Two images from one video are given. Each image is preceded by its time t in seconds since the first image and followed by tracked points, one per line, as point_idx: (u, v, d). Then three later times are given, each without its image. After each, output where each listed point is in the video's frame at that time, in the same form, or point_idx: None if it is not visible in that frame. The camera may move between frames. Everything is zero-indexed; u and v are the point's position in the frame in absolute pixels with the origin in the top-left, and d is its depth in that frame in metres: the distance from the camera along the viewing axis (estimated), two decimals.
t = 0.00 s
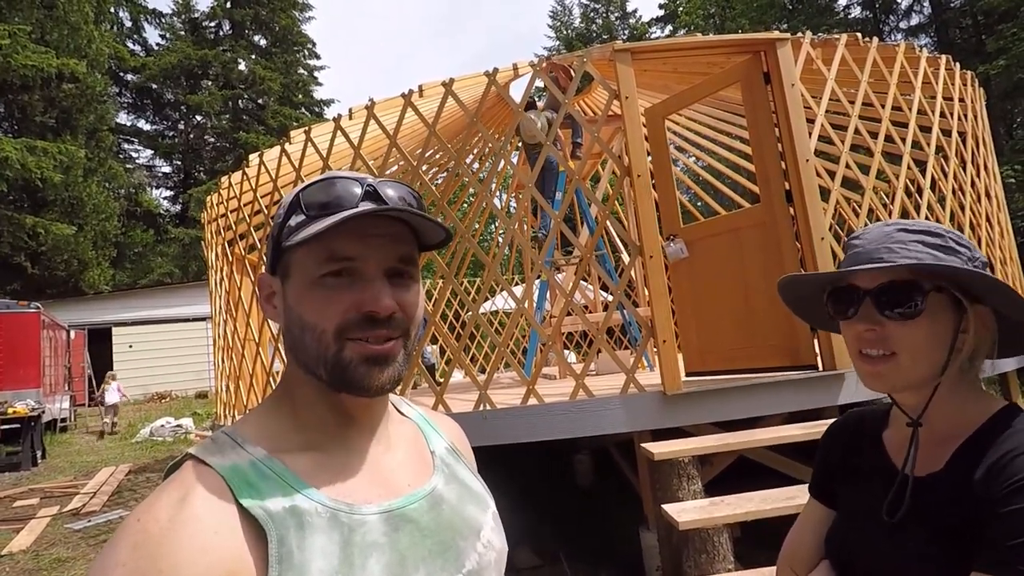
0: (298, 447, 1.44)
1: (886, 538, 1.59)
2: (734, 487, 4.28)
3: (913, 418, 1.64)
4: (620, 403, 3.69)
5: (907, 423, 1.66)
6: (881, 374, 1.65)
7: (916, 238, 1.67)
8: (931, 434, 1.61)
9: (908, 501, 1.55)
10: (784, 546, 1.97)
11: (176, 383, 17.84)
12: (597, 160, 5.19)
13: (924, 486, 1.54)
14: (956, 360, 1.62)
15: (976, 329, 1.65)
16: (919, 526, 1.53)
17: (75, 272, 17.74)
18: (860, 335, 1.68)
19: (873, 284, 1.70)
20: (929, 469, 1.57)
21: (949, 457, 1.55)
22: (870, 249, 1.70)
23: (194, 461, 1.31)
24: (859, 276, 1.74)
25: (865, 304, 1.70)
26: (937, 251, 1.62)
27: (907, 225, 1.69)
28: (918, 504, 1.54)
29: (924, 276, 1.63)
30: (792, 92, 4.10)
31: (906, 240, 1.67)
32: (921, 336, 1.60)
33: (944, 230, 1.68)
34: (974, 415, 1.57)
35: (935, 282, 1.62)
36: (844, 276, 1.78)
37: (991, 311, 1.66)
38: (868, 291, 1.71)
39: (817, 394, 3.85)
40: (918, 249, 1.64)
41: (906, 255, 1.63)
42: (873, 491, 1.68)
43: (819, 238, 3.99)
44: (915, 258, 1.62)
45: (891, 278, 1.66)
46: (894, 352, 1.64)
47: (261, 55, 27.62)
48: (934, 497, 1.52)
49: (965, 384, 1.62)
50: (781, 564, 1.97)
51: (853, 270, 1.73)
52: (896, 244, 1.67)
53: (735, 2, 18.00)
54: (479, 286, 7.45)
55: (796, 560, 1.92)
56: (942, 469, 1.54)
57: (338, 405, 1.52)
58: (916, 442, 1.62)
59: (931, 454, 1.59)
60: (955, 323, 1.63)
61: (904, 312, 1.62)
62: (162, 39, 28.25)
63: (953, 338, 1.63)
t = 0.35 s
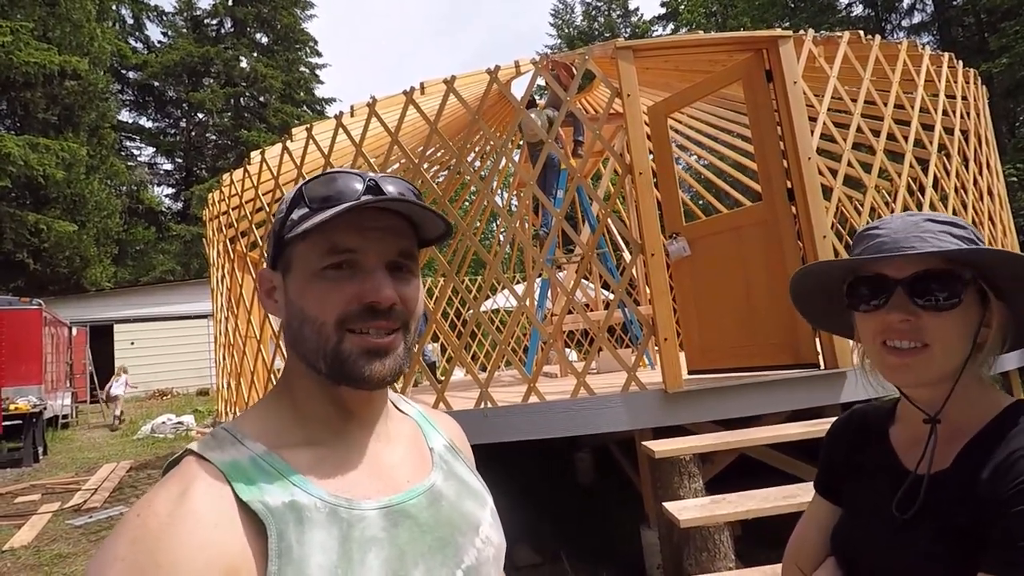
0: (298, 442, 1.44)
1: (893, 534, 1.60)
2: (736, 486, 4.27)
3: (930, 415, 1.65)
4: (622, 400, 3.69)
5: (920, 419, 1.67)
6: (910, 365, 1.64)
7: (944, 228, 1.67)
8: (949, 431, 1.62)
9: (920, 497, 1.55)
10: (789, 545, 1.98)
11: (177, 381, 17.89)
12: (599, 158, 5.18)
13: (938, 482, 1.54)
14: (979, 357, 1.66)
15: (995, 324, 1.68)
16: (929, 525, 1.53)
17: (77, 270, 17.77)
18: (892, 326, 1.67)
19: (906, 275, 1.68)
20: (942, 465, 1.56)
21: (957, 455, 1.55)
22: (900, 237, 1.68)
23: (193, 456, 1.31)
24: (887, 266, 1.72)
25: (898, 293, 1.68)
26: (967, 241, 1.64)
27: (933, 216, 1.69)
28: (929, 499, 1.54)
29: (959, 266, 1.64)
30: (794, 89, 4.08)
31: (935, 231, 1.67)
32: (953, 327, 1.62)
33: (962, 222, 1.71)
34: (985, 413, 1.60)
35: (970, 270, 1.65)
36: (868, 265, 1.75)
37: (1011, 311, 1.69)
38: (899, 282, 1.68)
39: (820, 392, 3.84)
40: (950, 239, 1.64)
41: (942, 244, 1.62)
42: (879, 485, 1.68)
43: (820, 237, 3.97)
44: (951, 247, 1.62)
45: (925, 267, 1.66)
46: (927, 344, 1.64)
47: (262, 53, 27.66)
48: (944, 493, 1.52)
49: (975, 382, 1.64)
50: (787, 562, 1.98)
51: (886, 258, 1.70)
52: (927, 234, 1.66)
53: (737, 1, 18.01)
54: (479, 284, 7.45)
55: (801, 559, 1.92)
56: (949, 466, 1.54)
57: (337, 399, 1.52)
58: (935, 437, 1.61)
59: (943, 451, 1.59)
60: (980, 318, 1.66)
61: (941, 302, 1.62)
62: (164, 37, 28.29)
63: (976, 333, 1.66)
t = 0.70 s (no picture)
0: (296, 438, 1.45)
1: (903, 533, 1.63)
2: (744, 487, 4.24)
3: (926, 411, 1.70)
4: (627, 400, 3.68)
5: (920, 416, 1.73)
6: (884, 358, 1.69)
7: (935, 224, 1.71)
8: (952, 431, 1.67)
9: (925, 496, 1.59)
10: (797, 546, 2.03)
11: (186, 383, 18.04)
12: (604, 159, 5.17)
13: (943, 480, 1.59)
14: (970, 353, 1.65)
15: (997, 322, 1.65)
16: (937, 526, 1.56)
17: (87, 274, 17.94)
18: (864, 320, 1.74)
19: (883, 269, 1.76)
20: (946, 467, 1.62)
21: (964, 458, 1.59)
22: (886, 233, 1.77)
23: (191, 451, 1.32)
24: (873, 260, 1.80)
25: (873, 288, 1.77)
26: (954, 239, 1.65)
27: (928, 211, 1.74)
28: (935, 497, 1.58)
29: (934, 263, 1.67)
30: (799, 87, 4.05)
31: (922, 226, 1.72)
32: (924, 325, 1.64)
33: (968, 219, 1.71)
34: (991, 417, 1.62)
35: (941, 269, 1.66)
36: (861, 259, 1.85)
37: (1017, 306, 1.65)
38: (877, 276, 1.77)
39: (831, 393, 3.82)
40: (932, 236, 1.68)
41: (920, 240, 1.67)
42: (892, 484, 1.72)
43: (826, 237, 3.94)
44: (928, 243, 1.66)
45: (901, 263, 1.73)
46: (898, 338, 1.68)
47: (267, 57, 27.86)
48: (954, 494, 1.55)
49: (983, 382, 1.66)
50: (796, 563, 2.01)
51: (870, 252, 1.80)
52: (913, 230, 1.72)
53: None
54: (485, 285, 7.46)
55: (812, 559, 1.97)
56: (959, 467, 1.58)
57: (335, 394, 1.53)
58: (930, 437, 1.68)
59: (947, 453, 1.64)
60: (968, 315, 1.65)
61: (909, 300, 1.67)
62: (171, 42, 28.54)
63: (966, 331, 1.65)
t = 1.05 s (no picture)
0: (297, 444, 1.46)
1: (912, 530, 1.64)
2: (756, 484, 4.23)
3: (932, 406, 1.70)
4: (635, 399, 3.67)
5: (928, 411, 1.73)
6: (881, 350, 1.72)
7: (939, 217, 1.71)
8: (963, 427, 1.67)
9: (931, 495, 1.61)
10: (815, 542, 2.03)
11: (194, 388, 18.17)
12: (608, 157, 5.16)
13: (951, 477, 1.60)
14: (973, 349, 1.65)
15: (1001, 318, 1.63)
16: (946, 523, 1.57)
17: (96, 281, 18.05)
18: (864, 313, 1.77)
19: (883, 261, 1.78)
20: (954, 465, 1.62)
21: (977, 454, 1.60)
22: (892, 226, 1.79)
23: (191, 459, 1.32)
24: (877, 252, 1.83)
25: (874, 281, 1.79)
26: (955, 233, 1.65)
27: (933, 204, 1.74)
28: (941, 494, 1.60)
29: (928, 258, 1.69)
30: (804, 81, 4.03)
31: (925, 219, 1.73)
32: (918, 318, 1.66)
33: (976, 211, 1.70)
34: (1001, 414, 1.62)
35: (937, 264, 1.68)
36: (868, 251, 1.88)
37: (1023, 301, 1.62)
38: (878, 267, 1.80)
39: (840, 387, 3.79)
40: (931, 229, 1.69)
41: (918, 234, 1.69)
42: (903, 480, 1.73)
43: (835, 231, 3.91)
44: (926, 237, 1.68)
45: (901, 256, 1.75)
46: (893, 332, 1.71)
47: (271, 62, 27.95)
48: (963, 492, 1.56)
49: (993, 378, 1.65)
50: (813, 560, 2.02)
51: (875, 245, 1.83)
52: (915, 223, 1.74)
53: None
54: (491, 286, 7.46)
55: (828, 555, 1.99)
56: (968, 465, 1.59)
57: (337, 401, 1.53)
58: (937, 437, 1.69)
59: (959, 450, 1.64)
60: (967, 311, 1.64)
61: (906, 293, 1.69)
62: (174, 48, 28.61)
63: (967, 327, 1.64)
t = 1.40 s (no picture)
0: (302, 444, 1.46)
1: (915, 537, 1.64)
2: (759, 486, 4.23)
3: (938, 413, 1.72)
4: (640, 399, 3.67)
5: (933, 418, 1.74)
6: (886, 359, 1.73)
7: (942, 225, 1.71)
8: (965, 434, 1.68)
9: (936, 503, 1.60)
10: (820, 546, 2.06)
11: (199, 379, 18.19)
12: (615, 157, 5.15)
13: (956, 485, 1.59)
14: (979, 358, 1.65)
15: (1007, 325, 1.63)
16: (949, 531, 1.57)
17: (101, 273, 18.12)
18: (868, 321, 1.79)
19: (887, 269, 1.80)
20: (959, 471, 1.63)
21: (980, 461, 1.60)
22: (895, 234, 1.79)
23: (197, 458, 1.33)
24: (880, 260, 1.84)
25: (878, 289, 1.81)
26: (958, 241, 1.65)
27: (936, 211, 1.74)
28: (946, 502, 1.59)
29: (931, 265, 1.70)
30: (815, 83, 4.01)
31: (928, 227, 1.73)
32: (923, 327, 1.67)
33: (979, 218, 1.69)
34: (1005, 421, 1.62)
35: (939, 272, 1.68)
36: (872, 258, 1.89)
37: None
38: (881, 275, 1.82)
39: (844, 390, 3.79)
40: (934, 237, 1.70)
41: (921, 242, 1.69)
42: (907, 488, 1.73)
43: (843, 235, 3.92)
44: (929, 245, 1.68)
45: (905, 264, 1.76)
46: (897, 340, 1.72)
47: (279, 56, 27.95)
48: (967, 500, 1.56)
49: (998, 383, 1.66)
50: (818, 562, 2.06)
51: (878, 252, 1.84)
52: (918, 231, 1.74)
53: None
54: (496, 284, 7.46)
55: (832, 560, 2.01)
56: (974, 471, 1.60)
57: (342, 403, 1.54)
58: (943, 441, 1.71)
59: (964, 458, 1.65)
60: (972, 319, 1.65)
61: (910, 301, 1.71)
62: (182, 41, 28.58)
63: (971, 335, 1.65)
